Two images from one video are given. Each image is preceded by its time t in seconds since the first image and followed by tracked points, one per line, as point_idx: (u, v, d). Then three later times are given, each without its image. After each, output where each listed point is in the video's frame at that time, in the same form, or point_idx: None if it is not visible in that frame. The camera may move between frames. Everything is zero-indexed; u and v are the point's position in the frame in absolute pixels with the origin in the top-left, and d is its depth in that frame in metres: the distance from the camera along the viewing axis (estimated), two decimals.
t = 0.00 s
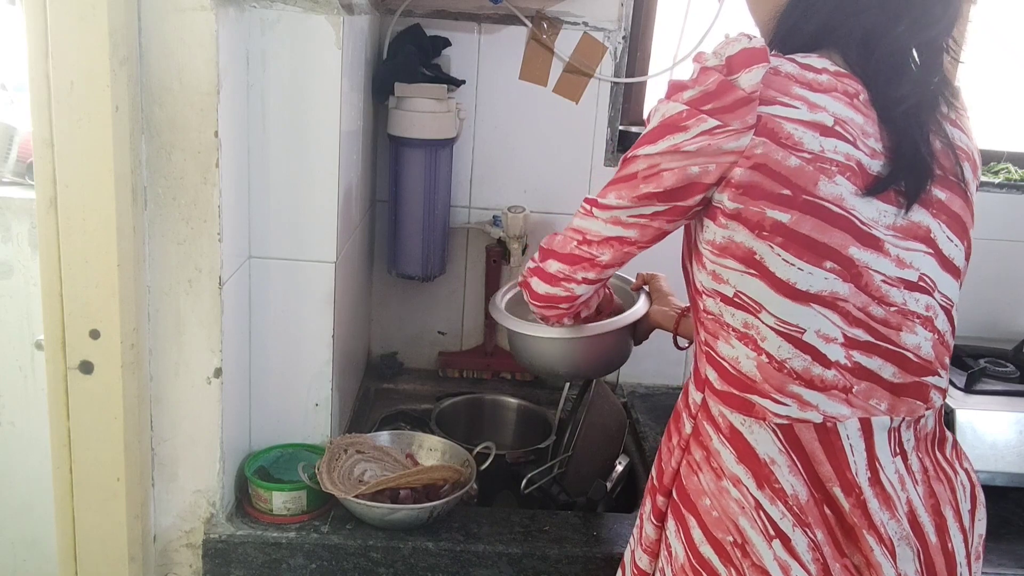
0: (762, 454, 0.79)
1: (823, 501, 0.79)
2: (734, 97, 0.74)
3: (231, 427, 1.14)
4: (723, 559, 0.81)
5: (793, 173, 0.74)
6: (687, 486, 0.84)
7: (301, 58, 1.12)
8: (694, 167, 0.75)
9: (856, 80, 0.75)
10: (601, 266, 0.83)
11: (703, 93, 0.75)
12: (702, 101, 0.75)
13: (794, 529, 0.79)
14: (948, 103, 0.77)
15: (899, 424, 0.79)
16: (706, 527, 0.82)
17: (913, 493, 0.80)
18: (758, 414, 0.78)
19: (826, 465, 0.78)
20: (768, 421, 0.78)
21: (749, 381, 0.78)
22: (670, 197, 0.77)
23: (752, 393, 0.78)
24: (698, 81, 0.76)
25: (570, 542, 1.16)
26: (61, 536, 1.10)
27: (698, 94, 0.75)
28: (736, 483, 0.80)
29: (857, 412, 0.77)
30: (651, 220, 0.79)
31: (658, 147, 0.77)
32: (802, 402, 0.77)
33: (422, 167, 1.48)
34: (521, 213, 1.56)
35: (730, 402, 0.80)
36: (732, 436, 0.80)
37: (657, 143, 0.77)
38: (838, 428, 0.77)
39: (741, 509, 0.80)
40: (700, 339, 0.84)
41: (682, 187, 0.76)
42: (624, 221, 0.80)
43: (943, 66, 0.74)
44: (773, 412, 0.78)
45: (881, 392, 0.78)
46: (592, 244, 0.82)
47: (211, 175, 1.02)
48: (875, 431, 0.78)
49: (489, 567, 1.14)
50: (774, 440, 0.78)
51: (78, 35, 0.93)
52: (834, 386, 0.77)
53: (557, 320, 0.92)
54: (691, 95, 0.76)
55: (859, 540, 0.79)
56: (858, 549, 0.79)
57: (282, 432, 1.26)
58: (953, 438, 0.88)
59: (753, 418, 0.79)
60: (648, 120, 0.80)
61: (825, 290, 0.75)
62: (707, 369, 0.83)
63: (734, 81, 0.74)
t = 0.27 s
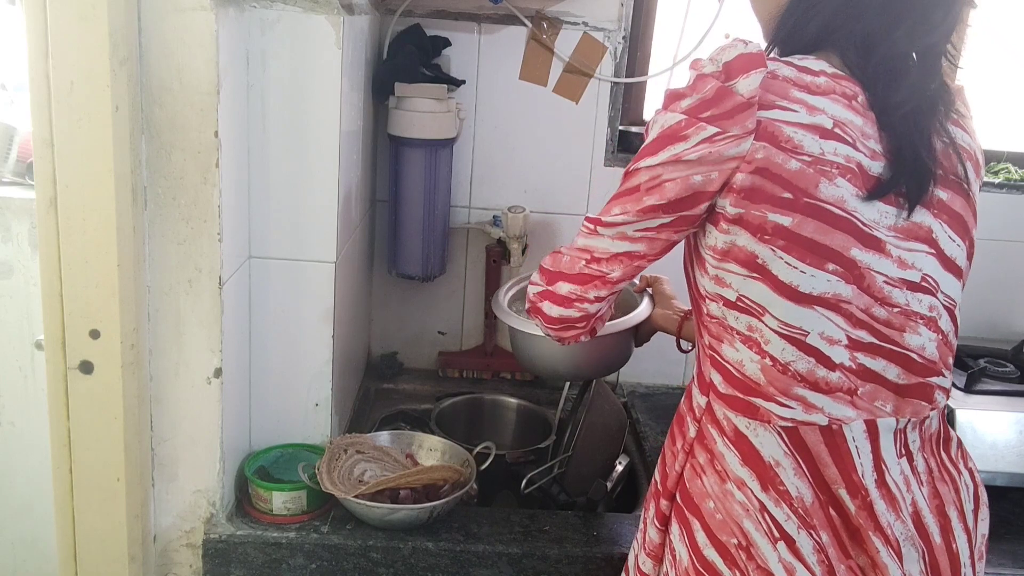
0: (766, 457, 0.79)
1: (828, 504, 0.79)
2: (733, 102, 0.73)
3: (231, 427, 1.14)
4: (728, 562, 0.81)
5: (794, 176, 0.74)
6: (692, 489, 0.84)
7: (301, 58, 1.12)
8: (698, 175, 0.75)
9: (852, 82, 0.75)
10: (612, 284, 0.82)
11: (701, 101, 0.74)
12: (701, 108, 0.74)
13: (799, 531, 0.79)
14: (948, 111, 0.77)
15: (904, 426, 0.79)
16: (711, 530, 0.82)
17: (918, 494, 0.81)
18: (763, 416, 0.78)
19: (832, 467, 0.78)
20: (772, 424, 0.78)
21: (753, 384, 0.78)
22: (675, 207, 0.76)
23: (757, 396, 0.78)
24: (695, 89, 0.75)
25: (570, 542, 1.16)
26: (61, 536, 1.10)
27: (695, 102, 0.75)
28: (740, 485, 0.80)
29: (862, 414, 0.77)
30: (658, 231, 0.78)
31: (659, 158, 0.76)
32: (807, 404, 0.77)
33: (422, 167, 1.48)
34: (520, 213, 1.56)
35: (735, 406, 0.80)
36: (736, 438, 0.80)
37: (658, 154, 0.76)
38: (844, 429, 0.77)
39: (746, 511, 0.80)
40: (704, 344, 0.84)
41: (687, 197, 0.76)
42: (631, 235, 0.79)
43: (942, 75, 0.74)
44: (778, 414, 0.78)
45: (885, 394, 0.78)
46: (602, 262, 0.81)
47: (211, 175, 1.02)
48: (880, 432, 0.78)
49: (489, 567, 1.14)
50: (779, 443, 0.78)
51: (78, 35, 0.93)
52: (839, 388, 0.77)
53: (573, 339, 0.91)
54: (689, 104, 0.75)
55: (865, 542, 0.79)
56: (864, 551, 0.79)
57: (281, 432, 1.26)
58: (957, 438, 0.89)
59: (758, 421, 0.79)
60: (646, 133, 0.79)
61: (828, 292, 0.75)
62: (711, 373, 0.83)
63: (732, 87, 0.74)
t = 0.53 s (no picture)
0: (770, 458, 0.79)
1: (833, 505, 0.79)
2: (733, 104, 0.74)
3: (231, 427, 1.14)
4: (732, 562, 0.81)
5: (795, 179, 0.74)
6: (695, 490, 0.84)
7: (301, 57, 1.12)
8: (695, 175, 0.75)
9: (855, 84, 0.75)
10: (604, 271, 0.84)
11: (701, 102, 0.75)
12: (700, 110, 0.75)
13: (803, 532, 0.79)
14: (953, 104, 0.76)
15: (909, 427, 0.79)
16: (715, 531, 0.82)
17: (923, 495, 0.80)
18: (766, 418, 0.79)
19: (835, 468, 0.78)
20: (776, 425, 0.78)
21: (756, 386, 0.79)
22: (671, 203, 0.77)
23: (759, 398, 0.79)
24: (696, 90, 0.76)
25: (570, 542, 1.16)
26: (61, 536, 1.10)
27: (696, 103, 0.75)
28: (744, 486, 0.80)
29: (866, 416, 0.77)
30: (651, 225, 0.79)
31: (657, 156, 0.76)
32: (810, 406, 0.77)
33: (422, 167, 1.48)
34: (521, 213, 1.56)
35: (738, 408, 0.80)
36: (739, 440, 0.80)
37: (657, 151, 0.77)
38: (848, 431, 0.77)
39: (749, 512, 0.80)
40: (707, 344, 0.84)
41: (682, 194, 0.76)
42: (625, 225, 0.80)
43: (946, 73, 0.74)
44: (781, 416, 0.78)
45: (890, 395, 0.78)
46: (595, 247, 0.83)
47: (211, 174, 1.02)
48: (885, 433, 0.78)
49: (489, 567, 1.14)
50: (782, 444, 0.78)
51: (78, 36, 0.93)
52: (842, 390, 0.77)
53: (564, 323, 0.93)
54: (689, 104, 0.76)
55: (869, 542, 0.79)
56: (868, 551, 0.79)
57: (281, 432, 1.26)
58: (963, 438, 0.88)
59: (761, 422, 0.79)
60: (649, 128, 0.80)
61: (831, 294, 0.75)
62: (714, 374, 0.83)
63: (733, 89, 0.75)
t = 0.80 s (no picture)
0: (778, 460, 0.79)
1: (841, 506, 0.79)
2: (743, 103, 0.75)
3: (231, 427, 1.14)
4: (740, 564, 0.81)
5: (803, 179, 0.74)
6: (702, 492, 0.84)
7: (301, 58, 1.12)
8: (703, 170, 0.76)
9: (868, 84, 0.75)
10: (606, 255, 0.84)
11: (711, 100, 0.76)
12: (709, 107, 0.76)
13: (811, 534, 0.79)
14: (964, 104, 0.76)
15: (916, 427, 0.79)
16: (722, 532, 0.82)
17: (930, 496, 0.81)
18: (774, 419, 0.78)
19: (843, 470, 0.78)
20: (784, 426, 0.78)
21: (764, 386, 0.78)
22: (675, 193, 0.78)
23: (767, 398, 0.78)
24: (707, 88, 0.77)
25: (569, 542, 1.16)
26: (61, 536, 1.10)
27: (705, 99, 0.76)
28: (752, 488, 0.80)
29: (875, 417, 0.77)
30: (655, 215, 0.80)
31: (666, 150, 0.77)
32: (818, 407, 0.77)
33: (422, 167, 1.48)
34: (521, 213, 1.56)
35: (745, 408, 0.80)
36: (747, 441, 0.80)
37: (666, 145, 0.78)
38: (856, 433, 0.77)
39: (757, 514, 0.80)
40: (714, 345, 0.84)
41: (688, 188, 0.77)
42: (630, 213, 0.81)
43: (959, 71, 0.73)
44: (788, 417, 0.78)
45: (898, 396, 0.77)
46: (600, 232, 0.84)
47: (210, 175, 1.02)
48: (893, 435, 0.78)
49: (488, 567, 1.14)
50: (790, 445, 0.78)
51: (78, 36, 0.93)
52: (850, 391, 0.77)
53: (563, 304, 0.94)
54: (699, 101, 0.77)
55: (877, 544, 0.79)
56: (876, 553, 0.79)
57: (281, 432, 1.26)
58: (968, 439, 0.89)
59: (769, 423, 0.79)
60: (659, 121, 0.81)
61: (839, 295, 0.75)
62: (720, 374, 0.82)
63: (742, 89, 0.75)
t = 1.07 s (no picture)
0: (786, 459, 0.79)
1: (849, 507, 0.79)
2: (757, 100, 0.74)
3: (231, 427, 1.14)
4: (749, 565, 0.81)
5: (815, 179, 0.74)
6: (710, 492, 0.84)
7: (301, 58, 1.12)
8: (715, 170, 0.75)
9: (881, 84, 0.75)
10: (617, 261, 0.83)
11: (723, 97, 0.75)
12: (721, 105, 0.75)
13: (820, 534, 0.79)
14: (975, 106, 0.77)
15: (923, 428, 0.79)
16: (731, 533, 0.82)
17: (937, 496, 0.81)
18: (781, 418, 0.79)
19: (851, 469, 0.78)
20: (791, 426, 0.78)
21: (771, 385, 0.78)
22: (688, 198, 0.77)
23: (774, 397, 0.78)
24: (720, 85, 0.76)
25: (570, 541, 1.16)
26: (61, 536, 1.10)
27: (718, 97, 0.75)
28: (760, 489, 0.80)
29: (881, 417, 0.78)
30: (669, 220, 0.79)
31: (677, 149, 0.77)
32: (826, 406, 0.77)
33: (422, 167, 1.48)
34: (521, 213, 1.56)
35: (752, 407, 0.80)
36: (755, 441, 0.80)
37: (676, 145, 0.77)
38: (863, 432, 0.77)
39: (766, 515, 0.80)
40: (719, 343, 0.84)
41: (700, 189, 0.77)
42: (642, 219, 0.80)
43: (964, 73, 0.74)
44: (796, 416, 0.78)
45: (905, 396, 0.78)
46: (609, 239, 0.82)
47: (210, 175, 1.02)
48: (900, 434, 0.78)
49: (489, 567, 1.14)
50: (797, 445, 0.78)
51: (78, 36, 0.93)
52: (858, 391, 0.77)
53: (567, 312, 0.93)
54: (711, 98, 0.76)
55: (885, 545, 0.79)
56: (885, 553, 0.79)
57: (281, 432, 1.26)
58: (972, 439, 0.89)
59: (776, 422, 0.79)
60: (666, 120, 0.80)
61: (847, 295, 0.75)
62: (727, 372, 0.82)
63: (756, 86, 0.75)
